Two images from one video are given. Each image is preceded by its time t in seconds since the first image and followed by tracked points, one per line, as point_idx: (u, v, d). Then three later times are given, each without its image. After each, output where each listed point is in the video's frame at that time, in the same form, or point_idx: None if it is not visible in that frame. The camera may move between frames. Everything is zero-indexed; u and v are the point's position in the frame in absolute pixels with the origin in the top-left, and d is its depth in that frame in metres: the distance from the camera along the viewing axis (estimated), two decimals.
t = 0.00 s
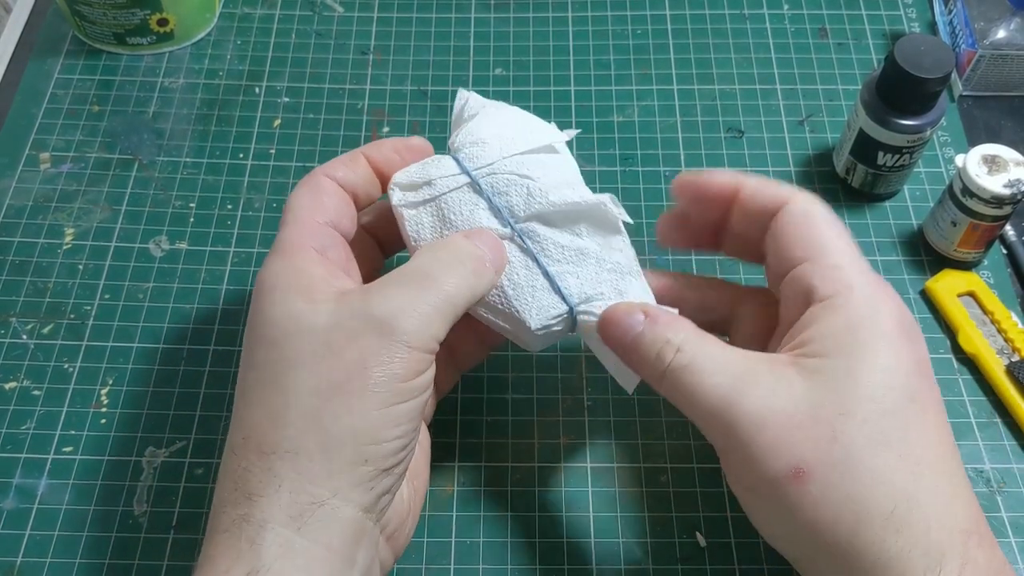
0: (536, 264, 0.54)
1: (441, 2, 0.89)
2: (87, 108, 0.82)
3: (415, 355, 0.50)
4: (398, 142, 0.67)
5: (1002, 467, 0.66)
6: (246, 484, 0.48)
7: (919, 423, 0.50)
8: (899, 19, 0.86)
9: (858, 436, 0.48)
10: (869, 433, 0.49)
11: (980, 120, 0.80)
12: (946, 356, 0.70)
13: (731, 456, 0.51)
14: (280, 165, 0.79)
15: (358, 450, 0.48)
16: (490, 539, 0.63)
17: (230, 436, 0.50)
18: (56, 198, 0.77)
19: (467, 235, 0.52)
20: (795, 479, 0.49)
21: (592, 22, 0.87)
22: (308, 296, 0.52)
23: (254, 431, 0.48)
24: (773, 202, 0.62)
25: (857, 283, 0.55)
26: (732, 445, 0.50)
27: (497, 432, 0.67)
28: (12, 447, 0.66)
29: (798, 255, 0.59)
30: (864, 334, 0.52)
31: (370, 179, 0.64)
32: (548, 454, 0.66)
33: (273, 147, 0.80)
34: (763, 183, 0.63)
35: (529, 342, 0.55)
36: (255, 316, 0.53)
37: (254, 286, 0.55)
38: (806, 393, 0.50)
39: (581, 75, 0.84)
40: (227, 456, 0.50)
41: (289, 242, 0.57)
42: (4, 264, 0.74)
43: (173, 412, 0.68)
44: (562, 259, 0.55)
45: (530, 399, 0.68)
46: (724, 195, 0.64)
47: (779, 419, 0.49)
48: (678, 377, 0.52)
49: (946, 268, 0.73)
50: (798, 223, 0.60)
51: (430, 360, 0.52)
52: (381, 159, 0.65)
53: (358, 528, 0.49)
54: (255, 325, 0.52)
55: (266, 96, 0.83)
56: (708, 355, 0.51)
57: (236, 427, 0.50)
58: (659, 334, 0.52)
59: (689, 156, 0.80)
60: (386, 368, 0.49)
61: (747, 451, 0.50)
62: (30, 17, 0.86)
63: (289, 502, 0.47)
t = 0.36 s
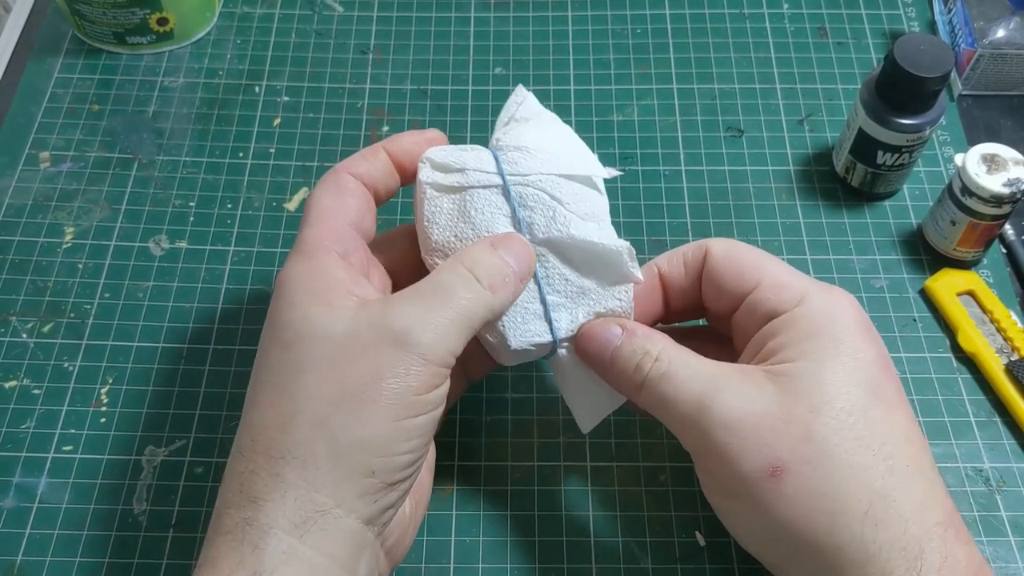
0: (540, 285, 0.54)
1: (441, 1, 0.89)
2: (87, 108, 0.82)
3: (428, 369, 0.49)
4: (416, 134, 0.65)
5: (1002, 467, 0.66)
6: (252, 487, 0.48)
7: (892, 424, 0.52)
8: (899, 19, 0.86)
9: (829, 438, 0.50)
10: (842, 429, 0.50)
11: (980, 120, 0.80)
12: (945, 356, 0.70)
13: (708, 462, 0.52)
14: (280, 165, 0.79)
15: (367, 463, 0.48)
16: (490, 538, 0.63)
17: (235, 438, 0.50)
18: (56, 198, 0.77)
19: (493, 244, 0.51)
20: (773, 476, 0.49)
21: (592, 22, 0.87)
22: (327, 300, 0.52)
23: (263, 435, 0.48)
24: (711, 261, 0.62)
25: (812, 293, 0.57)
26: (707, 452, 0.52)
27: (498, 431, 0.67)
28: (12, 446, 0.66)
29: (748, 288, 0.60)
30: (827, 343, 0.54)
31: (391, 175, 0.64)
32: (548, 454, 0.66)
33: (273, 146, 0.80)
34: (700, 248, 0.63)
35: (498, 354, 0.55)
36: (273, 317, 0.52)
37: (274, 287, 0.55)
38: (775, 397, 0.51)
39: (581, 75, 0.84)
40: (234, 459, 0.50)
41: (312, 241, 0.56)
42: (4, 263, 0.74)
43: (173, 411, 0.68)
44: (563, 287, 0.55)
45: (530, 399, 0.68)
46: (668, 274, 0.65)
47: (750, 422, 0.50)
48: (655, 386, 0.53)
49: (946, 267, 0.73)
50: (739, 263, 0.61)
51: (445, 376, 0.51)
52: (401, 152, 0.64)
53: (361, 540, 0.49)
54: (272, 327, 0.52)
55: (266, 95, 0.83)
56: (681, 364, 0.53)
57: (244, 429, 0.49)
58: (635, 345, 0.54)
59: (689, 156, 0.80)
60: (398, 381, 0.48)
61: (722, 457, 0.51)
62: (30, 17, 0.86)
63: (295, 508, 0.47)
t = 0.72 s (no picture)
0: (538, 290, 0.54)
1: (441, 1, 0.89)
2: (87, 107, 0.82)
3: (434, 372, 0.49)
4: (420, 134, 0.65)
5: (1001, 467, 0.65)
6: (256, 488, 0.48)
7: (881, 423, 0.52)
8: (898, 19, 0.86)
9: (818, 443, 0.50)
10: (831, 434, 0.50)
11: (979, 120, 0.80)
12: (945, 356, 0.70)
13: (700, 474, 0.52)
14: (280, 164, 0.79)
15: (372, 469, 0.48)
16: (490, 538, 0.63)
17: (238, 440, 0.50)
18: (56, 197, 0.77)
19: (496, 243, 0.51)
20: (767, 484, 0.49)
21: (592, 22, 0.87)
22: (332, 302, 0.51)
23: (269, 439, 0.48)
24: (692, 273, 0.61)
25: (794, 296, 0.57)
26: (699, 463, 0.52)
27: (497, 431, 0.67)
28: (12, 445, 0.66)
29: (731, 298, 0.60)
30: (810, 346, 0.54)
31: (394, 173, 0.63)
32: (547, 453, 0.66)
33: (273, 146, 0.80)
34: (678, 258, 0.62)
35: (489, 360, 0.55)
36: (277, 319, 0.52)
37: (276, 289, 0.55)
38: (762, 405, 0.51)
39: (581, 75, 0.84)
40: (236, 461, 0.49)
41: (314, 242, 0.56)
42: (4, 263, 0.74)
43: (172, 411, 0.68)
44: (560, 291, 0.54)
45: (529, 398, 0.68)
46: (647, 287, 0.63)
47: (739, 432, 0.50)
48: (644, 399, 0.53)
49: (946, 267, 0.73)
50: (720, 273, 0.60)
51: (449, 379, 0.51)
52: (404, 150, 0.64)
53: (364, 546, 0.49)
54: (277, 328, 0.51)
55: (265, 95, 0.83)
56: (668, 376, 0.53)
57: (249, 432, 0.49)
58: (621, 360, 0.53)
59: (689, 156, 0.80)
60: (402, 386, 0.49)
61: (714, 467, 0.51)
62: (30, 16, 0.86)
63: (301, 511, 0.47)
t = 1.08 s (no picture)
0: (556, 270, 0.55)
1: (441, 1, 0.89)
2: (87, 107, 0.82)
3: (409, 386, 0.49)
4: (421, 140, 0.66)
5: (1001, 467, 0.65)
6: (225, 491, 0.48)
7: (895, 414, 0.51)
8: (899, 19, 0.86)
9: (835, 431, 0.49)
10: (849, 422, 0.50)
11: (980, 120, 0.80)
12: (945, 356, 0.70)
13: (715, 462, 0.52)
14: (280, 165, 0.79)
15: (339, 479, 0.48)
16: (490, 538, 0.63)
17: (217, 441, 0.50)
18: (56, 197, 0.77)
19: (490, 245, 0.50)
20: (785, 472, 0.49)
21: (592, 22, 0.87)
22: (318, 303, 0.51)
23: (242, 441, 0.48)
24: (706, 255, 0.61)
25: (808, 284, 0.57)
26: (715, 451, 0.51)
27: (497, 431, 0.67)
28: (12, 446, 0.66)
29: (742, 284, 0.60)
30: (826, 334, 0.54)
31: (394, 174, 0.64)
32: (548, 454, 0.66)
33: (273, 146, 0.80)
34: (694, 238, 0.62)
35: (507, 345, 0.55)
36: (266, 319, 0.52)
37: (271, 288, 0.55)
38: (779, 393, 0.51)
39: (581, 75, 0.84)
40: (211, 463, 0.49)
41: (309, 241, 0.56)
42: (4, 263, 0.74)
43: (173, 411, 0.68)
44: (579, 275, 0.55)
45: (529, 398, 0.68)
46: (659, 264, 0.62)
47: (756, 420, 0.50)
48: (660, 386, 0.52)
49: (946, 267, 0.73)
50: (733, 259, 0.61)
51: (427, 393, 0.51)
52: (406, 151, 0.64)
53: (329, 553, 0.49)
54: (263, 326, 0.52)
55: (266, 95, 0.83)
56: (685, 363, 0.52)
57: (224, 433, 0.49)
58: (640, 344, 0.53)
59: (689, 156, 0.80)
60: (376, 396, 0.48)
61: (730, 454, 0.50)
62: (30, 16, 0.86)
63: (272, 516, 0.47)
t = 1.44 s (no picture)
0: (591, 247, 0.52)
1: (441, 2, 0.89)
2: (86, 108, 0.82)
3: (397, 445, 0.48)
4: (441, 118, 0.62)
5: (1001, 467, 0.65)
6: (210, 499, 0.48)
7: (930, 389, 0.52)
8: (899, 19, 0.86)
9: (884, 407, 0.49)
10: (893, 397, 0.50)
11: (980, 120, 0.80)
12: (945, 356, 0.70)
13: (767, 450, 0.49)
14: (280, 165, 0.79)
15: (314, 518, 0.48)
16: (489, 538, 0.63)
17: (211, 438, 0.50)
18: (56, 197, 0.77)
19: (534, 320, 0.48)
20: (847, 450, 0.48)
21: (592, 22, 0.87)
22: (343, 335, 0.50)
23: (232, 456, 0.48)
24: (716, 244, 0.61)
25: (822, 270, 0.57)
26: (766, 438, 0.49)
27: (497, 431, 0.67)
28: (11, 446, 0.66)
29: (753, 271, 0.60)
30: (853, 312, 0.54)
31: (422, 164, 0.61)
32: (548, 454, 0.66)
33: (272, 146, 0.80)
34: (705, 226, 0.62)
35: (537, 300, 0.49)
36: (290, 333, 0.51)
37: (295, 295, 0.53)
38: (824, 373, 0.50)
39: (581, 75, 0.84)
40: (201, 464, 0.50)
41: (338, 252, 0.53)
42: (4, 263, 0.74)
43: (172, 411, 0.68)
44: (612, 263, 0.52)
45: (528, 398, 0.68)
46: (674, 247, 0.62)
47: (810, 401, 0.48)
48: (699, 376, 0.50)
49: (946, 267, 0.73)
50: (743, 245, 0.60)
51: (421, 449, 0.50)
52: (436, 139, 0.61)
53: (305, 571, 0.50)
54: (287, 338, 0.51)
55: (265, 95, 0.83)
56: (724, 347, 0.50)
57: (220, 438, 0.49)
58: (672, 331, 0.50)
59: (689, 156, 0.80)
60: (365, 452, 0.47)
61: (786, 439, 0.48)
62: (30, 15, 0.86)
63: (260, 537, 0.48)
